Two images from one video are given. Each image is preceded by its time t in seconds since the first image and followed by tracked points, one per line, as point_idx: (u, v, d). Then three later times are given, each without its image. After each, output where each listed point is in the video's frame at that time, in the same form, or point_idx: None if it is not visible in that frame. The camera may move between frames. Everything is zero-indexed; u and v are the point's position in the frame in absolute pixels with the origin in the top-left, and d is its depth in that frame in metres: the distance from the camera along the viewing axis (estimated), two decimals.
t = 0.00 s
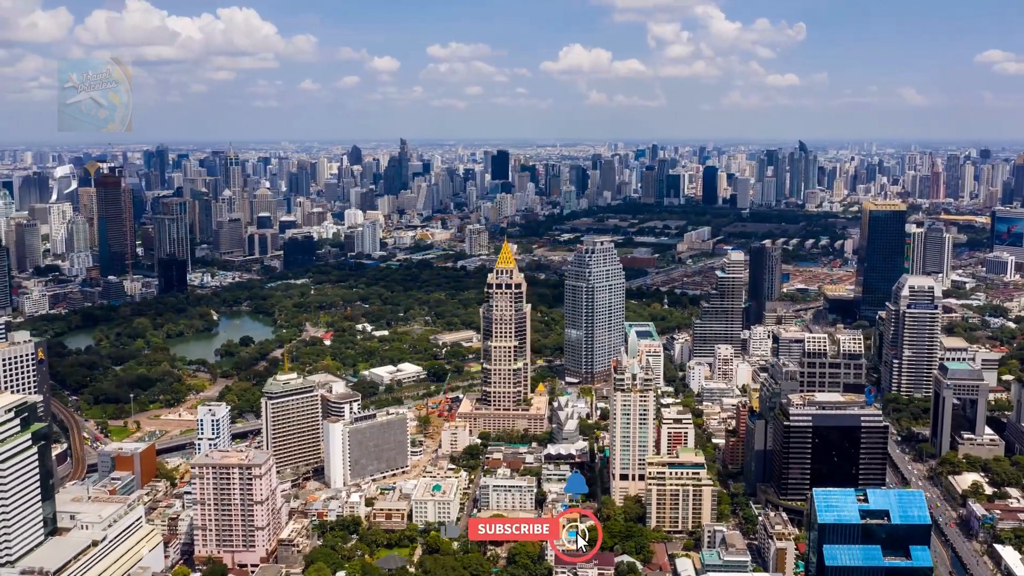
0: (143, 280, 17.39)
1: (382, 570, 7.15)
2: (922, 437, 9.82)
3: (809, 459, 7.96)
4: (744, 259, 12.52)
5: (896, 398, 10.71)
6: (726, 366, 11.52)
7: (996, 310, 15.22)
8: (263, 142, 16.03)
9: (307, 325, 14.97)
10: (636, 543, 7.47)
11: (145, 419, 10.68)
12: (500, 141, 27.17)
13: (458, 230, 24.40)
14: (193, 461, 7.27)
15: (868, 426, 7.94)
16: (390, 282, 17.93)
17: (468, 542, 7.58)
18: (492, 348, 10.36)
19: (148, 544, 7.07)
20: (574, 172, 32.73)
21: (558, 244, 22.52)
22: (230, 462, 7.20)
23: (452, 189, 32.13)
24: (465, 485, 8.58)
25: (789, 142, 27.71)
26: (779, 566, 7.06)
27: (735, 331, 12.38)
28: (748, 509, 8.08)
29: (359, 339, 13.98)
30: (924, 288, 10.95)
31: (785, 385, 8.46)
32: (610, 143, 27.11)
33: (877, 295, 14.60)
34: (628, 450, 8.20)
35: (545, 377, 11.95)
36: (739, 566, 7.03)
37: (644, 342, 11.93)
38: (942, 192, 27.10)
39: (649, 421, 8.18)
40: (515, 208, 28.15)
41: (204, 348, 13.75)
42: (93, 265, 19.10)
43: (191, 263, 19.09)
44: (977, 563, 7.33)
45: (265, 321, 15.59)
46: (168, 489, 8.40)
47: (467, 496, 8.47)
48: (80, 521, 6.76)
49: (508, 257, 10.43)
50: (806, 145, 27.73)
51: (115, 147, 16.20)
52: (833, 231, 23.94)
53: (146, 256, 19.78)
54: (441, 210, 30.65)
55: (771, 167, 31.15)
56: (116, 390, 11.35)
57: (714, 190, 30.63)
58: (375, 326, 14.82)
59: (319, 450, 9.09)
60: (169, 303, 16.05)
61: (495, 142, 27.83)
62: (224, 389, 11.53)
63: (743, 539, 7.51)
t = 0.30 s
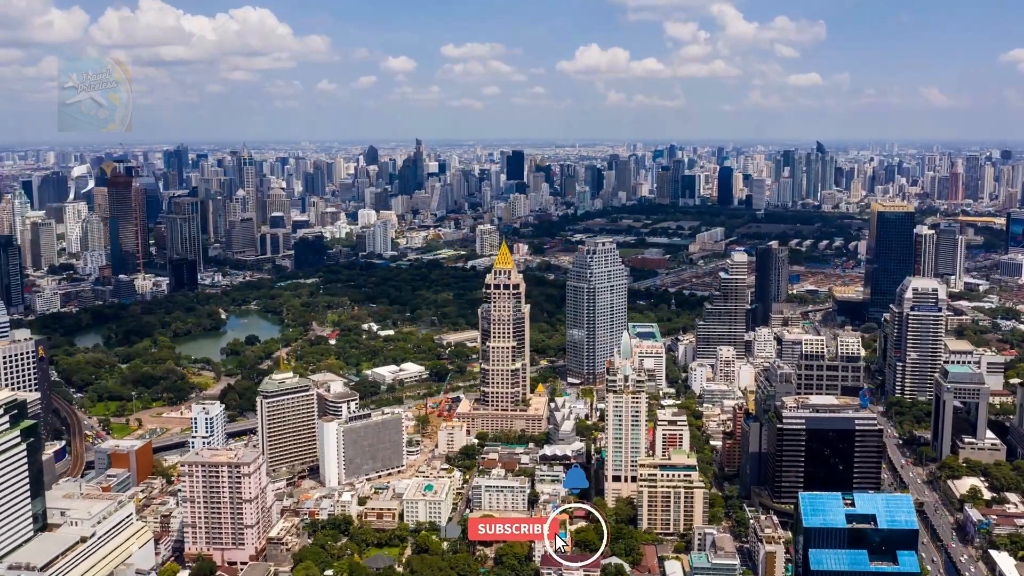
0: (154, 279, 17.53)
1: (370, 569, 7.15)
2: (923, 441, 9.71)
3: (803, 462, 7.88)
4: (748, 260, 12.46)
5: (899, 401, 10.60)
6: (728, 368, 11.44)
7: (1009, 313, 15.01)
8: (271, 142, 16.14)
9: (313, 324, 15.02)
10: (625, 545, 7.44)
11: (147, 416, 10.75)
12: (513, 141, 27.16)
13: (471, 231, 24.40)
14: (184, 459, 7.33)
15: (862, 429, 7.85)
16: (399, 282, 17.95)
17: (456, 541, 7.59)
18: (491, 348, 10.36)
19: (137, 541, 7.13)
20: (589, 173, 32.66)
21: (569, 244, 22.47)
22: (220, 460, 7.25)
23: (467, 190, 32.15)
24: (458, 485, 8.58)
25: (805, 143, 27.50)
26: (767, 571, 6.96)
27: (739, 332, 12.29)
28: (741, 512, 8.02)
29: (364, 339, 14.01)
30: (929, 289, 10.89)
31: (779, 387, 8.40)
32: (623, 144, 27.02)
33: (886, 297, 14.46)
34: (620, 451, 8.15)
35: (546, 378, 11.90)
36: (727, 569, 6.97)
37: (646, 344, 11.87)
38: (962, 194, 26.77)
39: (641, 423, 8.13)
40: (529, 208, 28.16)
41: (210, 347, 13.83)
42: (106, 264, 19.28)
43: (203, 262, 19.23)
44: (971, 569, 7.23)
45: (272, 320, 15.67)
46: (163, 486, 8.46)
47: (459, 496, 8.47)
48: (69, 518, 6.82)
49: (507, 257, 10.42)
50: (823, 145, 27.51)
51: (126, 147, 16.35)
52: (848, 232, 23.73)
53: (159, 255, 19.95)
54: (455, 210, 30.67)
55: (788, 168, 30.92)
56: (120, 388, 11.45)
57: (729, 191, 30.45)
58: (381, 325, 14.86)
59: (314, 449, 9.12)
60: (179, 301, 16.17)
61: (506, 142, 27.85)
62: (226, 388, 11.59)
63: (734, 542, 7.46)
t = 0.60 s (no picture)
0: (161, 279, 17.62)
1: (362, 568, 7.17)
2: (924, 443, 9.64)
3: (798, 463, 7.84)
4: (751, 261, 12.41)
5: (901, 403, 10.53)
6: (729, 369, 11.38)
7: (1018, 314, 14.89)
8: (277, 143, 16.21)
9: (317, 324, 15.07)
10: (618, 546, 7.42)
11: (148, 415, 10.79)
12: (522, 141, 27.16)
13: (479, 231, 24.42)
14: (178, 458, 7.36)
15: (858, 431, 7.79)
16: (405, 282, 17.98)
17: (451, 541, 7.60)
18: (490, 348, 10.35)
19: (131, 539, 7.17)
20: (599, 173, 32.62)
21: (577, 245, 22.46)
22: (213, 458, 7.28)
23: (477, 190, 32.18)
24: (454, 485, 8.58)
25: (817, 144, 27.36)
26: (759, 572, 6.94)
27: (741, 333, 12.25)
28: (737, 514, 7.99)
29: (367, 339, 14.04)
30: (932, 292, 10.81)
31: (776, 389, 8.36)
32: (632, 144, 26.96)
33: (892, 298, 14.38)
34: (616, 452, 8.13)
35: (548, 379, 11.84)
36: (719, 571, 6.95)
37: (648, 344, 11.84)
38: (974, 195, 26.55)
39: (636, 424, 8.10)
40: (538, 208, 28.17)
41: (215, 346, 13.90)
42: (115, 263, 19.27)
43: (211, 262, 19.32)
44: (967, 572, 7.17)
45: (278, 320, 15.73)
46: (161, 485, 8.51)
47: (455, 495, 8.47)
48: (63, 515, 6.86)
49: (506, 257, 10.40)
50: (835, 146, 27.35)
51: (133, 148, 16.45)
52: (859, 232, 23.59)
53: (168, 255, 20.07)
54: (464, 210, 30.70)
55: (799, 169, 30.79)
56: (123, 386, 11.51)
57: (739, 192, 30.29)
58: (385, 325, 14.89)
59: (311, 449, 9.14)
60: (185, 300, 16.26)
61: (515, 142, 27.84)
62: (228, 386, 11.64)
63: (727, 544, 7.44)
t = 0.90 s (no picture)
0: (173, 278, 17.76)
1: (350, 568, 7.19)
2: (926, 447, 9.54)
3: (792, 466, 7.77)
4: (756, 262, 12.33)
5: (905, 406, 10.42)
6: (732, 370, 11.30)
7: None
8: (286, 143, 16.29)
9: (324, 323, 15.13)
10: (609, 548, 7.39)
11: (151, 413, 10.86)
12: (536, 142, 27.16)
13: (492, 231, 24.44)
14: (169, 456, 7.40)
15: (853, 434, 7.71)
16: (414, 282, 18.02)
17: (442, 541, 7.60)
18: (489, 349, 10.33)
19: (123, 536, 7.21)
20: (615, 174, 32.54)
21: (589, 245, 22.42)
22: (204, 457, 7.32)
23: (492, 190, 32.21)
24: (448, 485, 8.58)
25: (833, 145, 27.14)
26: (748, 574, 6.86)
27: (746, 334, 12.17)
28: (730, 516, 7.94)
29: (373, 339, 14.07)
30: (937, 292, 10.74)
31: (772, 390, 8.29)
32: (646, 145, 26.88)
33: (902, 299, 14.24)
34: (609, 454, 8.10)
35: (550, 379, 11.74)
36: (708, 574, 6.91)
37: (651, 345, 11.78)
38: (994, 196, 26.22)
39: (630, 425, 8.06)
40: (552, 208, 28.17)
41: (222, 346, 14.00)
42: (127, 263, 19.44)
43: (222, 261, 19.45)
44: None
45: (286, 319, 15.82)
46: (158, 483, 8.57)
47: (449, 496, 8.48)
48: (55, 512, 6.92)
49: (506, 257, 10.41)
50: (853, 146, 27.08)
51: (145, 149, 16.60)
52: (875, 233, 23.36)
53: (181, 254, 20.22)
54: (479, 211, 30.71)
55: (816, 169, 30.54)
56: (128, 385, 11.60)
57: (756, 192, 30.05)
58: (392, 325, 14.93)
59: (308, 448, 9.17)
60: (195, 300, 16.39)
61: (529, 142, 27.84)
62: (232, 385, 11.70)
63: (718, 546, 7.40)
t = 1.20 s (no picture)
0: (182, 277, 17.88)
1: (341, 567, 7.20)
2: (927, 450, 9.45)
3: (787, 468, 7.71)
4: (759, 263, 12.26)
5: (907, 408, 10.34)
6: (733, 372, 11.24)
7: None
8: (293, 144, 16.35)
9: (330, 323, 15.19)
10: (601, 549, 7.36)
11: (154, 411, 10.94)
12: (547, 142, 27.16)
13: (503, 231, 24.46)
14: (163, 454, 7.43)
15: (849, 437, 7.64)
16: (422, 282, 18.05)
17: (435, 541, 7.59)
18: (489, 349, 10.33)
19: (117, 533, 7.24)
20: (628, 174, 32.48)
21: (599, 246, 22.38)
22: (198, 455, 7.35)
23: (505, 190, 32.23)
24: (443, 485, 8.58)
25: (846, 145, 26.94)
26: None
27: (749, 335, 12.09)
28: (725, 518, 7.90)
29: (378, 338, 14.08)
30: (941, 294, 10.67)
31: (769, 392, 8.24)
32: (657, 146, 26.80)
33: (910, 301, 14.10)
34: (603, 455, 8.06)
35: (551, 380, 11.74)
36: None
37: (654, 346, 11.73)
38: (1011, 197, 25.90)
39: (624, 426, 8.03)
40: (564, 208, 28.15)
41: (228, 345, 14.07)
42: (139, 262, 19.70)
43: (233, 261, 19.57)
44: None
45: (293, 319, 15.89)
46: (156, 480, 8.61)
47: (444, 496, 8.48)
48: (50, 509, 6.97)
49: (506, 257, 10.44)
50: (867, 147, 26.85)
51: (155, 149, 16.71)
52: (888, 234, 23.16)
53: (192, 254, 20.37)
54: (491, 211, 30.72)
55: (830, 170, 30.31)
56: (132, 384, 11.68)
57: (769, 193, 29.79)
58: (397, 325, 14.95)
59: (305, 447, 9.21)
60: (203, 299, 16.50)
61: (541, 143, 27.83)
62: (235, 384, 11.76)
63: (710, 548, 7.35)
